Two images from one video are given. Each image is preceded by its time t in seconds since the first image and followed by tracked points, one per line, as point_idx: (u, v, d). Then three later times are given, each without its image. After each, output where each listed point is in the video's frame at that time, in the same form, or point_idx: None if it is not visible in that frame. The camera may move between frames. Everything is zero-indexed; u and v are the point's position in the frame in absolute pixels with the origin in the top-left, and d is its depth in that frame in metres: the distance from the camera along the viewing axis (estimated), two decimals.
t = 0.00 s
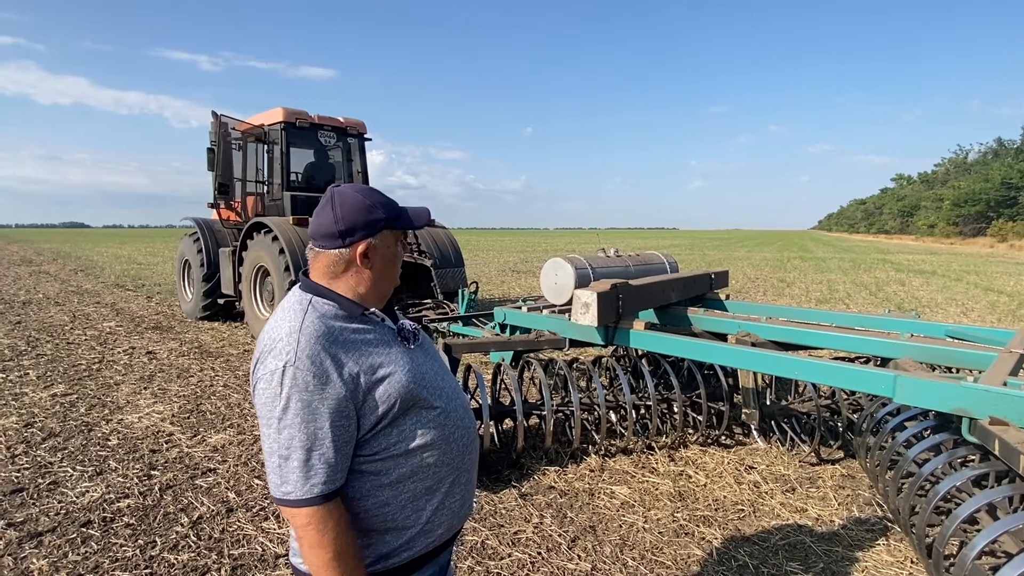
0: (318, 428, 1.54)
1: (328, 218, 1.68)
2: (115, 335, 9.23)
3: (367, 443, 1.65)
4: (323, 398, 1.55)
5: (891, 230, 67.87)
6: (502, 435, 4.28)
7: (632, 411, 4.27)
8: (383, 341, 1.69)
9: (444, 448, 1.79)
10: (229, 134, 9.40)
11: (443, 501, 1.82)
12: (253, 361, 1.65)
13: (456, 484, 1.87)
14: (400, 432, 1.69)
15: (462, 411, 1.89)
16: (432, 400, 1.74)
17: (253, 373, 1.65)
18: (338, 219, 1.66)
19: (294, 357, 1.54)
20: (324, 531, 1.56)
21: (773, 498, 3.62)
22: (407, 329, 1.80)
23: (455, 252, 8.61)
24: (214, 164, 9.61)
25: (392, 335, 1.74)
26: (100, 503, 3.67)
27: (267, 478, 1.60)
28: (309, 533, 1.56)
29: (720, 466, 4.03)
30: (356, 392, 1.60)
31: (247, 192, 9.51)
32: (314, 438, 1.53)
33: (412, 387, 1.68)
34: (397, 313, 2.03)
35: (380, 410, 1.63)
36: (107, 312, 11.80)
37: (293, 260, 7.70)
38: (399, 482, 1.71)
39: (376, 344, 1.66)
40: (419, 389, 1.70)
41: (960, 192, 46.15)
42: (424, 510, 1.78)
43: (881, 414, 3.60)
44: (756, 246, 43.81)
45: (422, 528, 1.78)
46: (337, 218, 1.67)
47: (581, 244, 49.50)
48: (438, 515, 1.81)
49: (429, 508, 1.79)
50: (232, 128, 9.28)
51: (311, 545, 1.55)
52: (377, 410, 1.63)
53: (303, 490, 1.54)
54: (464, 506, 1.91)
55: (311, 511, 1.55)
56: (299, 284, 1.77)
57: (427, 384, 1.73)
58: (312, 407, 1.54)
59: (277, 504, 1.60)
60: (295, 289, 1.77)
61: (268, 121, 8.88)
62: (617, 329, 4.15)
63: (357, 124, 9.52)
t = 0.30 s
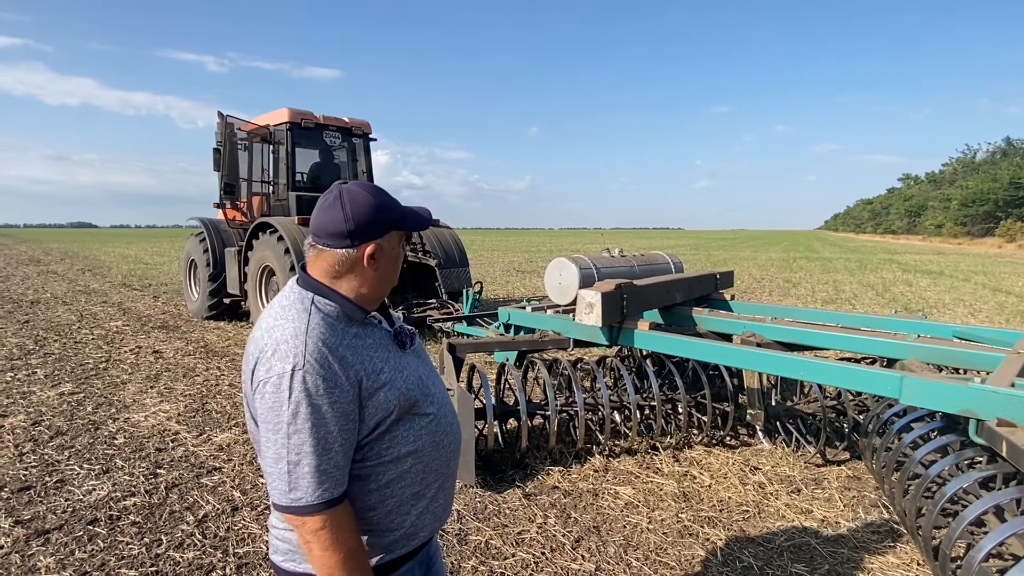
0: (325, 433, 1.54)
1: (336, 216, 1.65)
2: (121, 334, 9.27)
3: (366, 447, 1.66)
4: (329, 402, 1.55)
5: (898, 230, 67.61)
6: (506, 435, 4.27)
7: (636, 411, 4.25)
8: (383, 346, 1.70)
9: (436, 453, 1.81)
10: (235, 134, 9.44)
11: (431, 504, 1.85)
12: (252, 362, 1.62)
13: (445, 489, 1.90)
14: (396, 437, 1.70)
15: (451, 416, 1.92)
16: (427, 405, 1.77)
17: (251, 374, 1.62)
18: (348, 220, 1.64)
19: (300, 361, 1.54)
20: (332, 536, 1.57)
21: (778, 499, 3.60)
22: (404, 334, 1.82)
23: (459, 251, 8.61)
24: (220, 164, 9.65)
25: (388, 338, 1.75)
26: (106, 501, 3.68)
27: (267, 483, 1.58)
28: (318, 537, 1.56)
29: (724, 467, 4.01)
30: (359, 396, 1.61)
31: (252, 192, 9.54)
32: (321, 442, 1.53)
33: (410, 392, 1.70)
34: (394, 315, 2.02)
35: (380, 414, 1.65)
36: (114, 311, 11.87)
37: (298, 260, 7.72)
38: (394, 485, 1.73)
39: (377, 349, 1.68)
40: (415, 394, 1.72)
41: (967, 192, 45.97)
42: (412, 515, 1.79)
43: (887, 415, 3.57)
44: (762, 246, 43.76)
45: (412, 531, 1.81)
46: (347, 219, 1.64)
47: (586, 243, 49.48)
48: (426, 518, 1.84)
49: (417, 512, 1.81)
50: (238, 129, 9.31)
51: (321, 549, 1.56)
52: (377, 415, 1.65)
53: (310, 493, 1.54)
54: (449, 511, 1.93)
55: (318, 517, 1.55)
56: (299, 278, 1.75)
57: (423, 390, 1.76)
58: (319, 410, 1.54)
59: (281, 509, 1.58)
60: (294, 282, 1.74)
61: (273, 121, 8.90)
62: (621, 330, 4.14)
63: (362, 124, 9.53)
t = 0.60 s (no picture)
0: (323, 418, 1.54)
1: (336, 209, 1.64)
2: (129, 333, 9.32)
3: (362, 435, 1.67)
4: (330, 388, 1.55)
5: (906, 230, 67.26)
6: (512, 435, 4.26)
7: (643, 411, 4.23)
8: (379, 336, 1.71)
9: (428, 445, 1.83)
10: (242, 134, 9.47)
11: (423, 494, 1.87)
12: (251, 347, 1.60)
13: (435, 480, 1.91)
14: (391, 425, 1.72)
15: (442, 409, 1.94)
16: (420, 396, 1.78)
17: (249, 359, 1.61)
18: (349, 213, 1.62)
19: (301, 347, 1.53)
20: (327, 519, 1.56)
21: (786, 500, 3.57)
22: (399, 326, 1.83)
23: (466, 251, 8.61)
24: (228, 164, 9.69)
25: (384, 329, 1.77)
26: (114, 499, 3.69)
27: (263, 467, 1.56)
28: (312, 519, 1.55)
29: (731, 468, 3.98)
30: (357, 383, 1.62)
31: (260, 192, 9.57)
32: (319, 427, 1.53)
33: (405, 383, 1.72)
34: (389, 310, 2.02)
35: (376, 403, 1.66)
36: (122, 310, 11.93)
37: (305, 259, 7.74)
38: (387, 473, 1.74)
39: (374, 339, 1.68)
40: (410, 385, 1.74)
41: (977, 192, 45.71)
42: (404, 503, 1.81)
43: (896, 416, 3.54)
44: (770, 246, 43.66)
45: (402, 519, 1.82)
46: (347, 212, 1.63)
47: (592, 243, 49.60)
48: (416, 508, 1.86)
49: (410, 501, 1.83)
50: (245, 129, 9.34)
51: (315, 532, 1.55)
52: (373, 404, 1.65)
53: (309, 478, 1.53)
54: (439, 501, 1.95)
55: (313, 500, 1.54)
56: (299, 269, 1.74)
57: (417, 381, 1.78)
58: (320, 396, 1.53)
59: (275, 492, 1.58)
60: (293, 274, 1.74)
61: (281, 121, 8.92)
62: (628, 329, 4.13)
63: (369, 124, 9.55)
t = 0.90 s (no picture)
0: (339, 387, 1.57)
1: (329, 207, 1.69)
2: (137, 332, 9.36)
3: (368, 408, 1.70)
4: (345, 358, 1.58)
5: (915, 229, 66.86)
6: (518, 434, 4.25)
7: (650, 411, 4.21)
8: (377, 318, 1.77)
9: (420, 421, 1.89)
10: (250, 134, 9.51)
11: (414, 469, 1.91)
12: (263, 325, 1.62)
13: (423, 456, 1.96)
14: (392, 399, 1.76)
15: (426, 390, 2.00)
16: (412, 375, 1.85)
17: (261, 336, 1.62)
18: (342, 207, 1.67)
19: (318, 319, 1.56)
20: (335, 479, 1.57)
21: (794, 501, 3.54)
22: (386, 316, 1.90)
23: (472, 251, 8.60)
24: (235, 164, 9.73)
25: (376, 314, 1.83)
26: (122, 496, 3.70)
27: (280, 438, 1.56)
28: (322, 480, 1.55)
29: (739, 468, 3.95)
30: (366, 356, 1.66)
31: (267, 192, 9.60)
32: (338, 394, 1.55)
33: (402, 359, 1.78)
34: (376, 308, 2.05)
35: (381, 377, 1.70)
36: (131, 309, 11.99)
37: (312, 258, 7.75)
38: (387, 445, 1.77)
39: (373, 319, 1.74)
40: (405, 361, 1.80)
41: (987, 192, 45.41)
42: (402, 473, 1.85)
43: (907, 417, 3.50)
44: (777, 246, 43.51)
45: (397, 490, 1.85)
46: (341, 206, 1.68)
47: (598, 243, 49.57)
48: (409, 480, 1.89)
49: (406, 470, 1.87)
50: (252, 129, 9.36)
51: (324, 494, 1.56)
52: (379, 377, 1.70)
53: (326, 442, 1.54)
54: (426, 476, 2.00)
55: (326, 460, 1.55)
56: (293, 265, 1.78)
57: (408, 360, 1.85)
58: (337, 366, 1.56)
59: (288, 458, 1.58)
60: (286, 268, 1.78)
61: (288, 121, 8.94)
62: (635, 329, 4.10)
63: (375, 124, 9.56)
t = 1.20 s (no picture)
0: (371, 347, 1.76)
1: (323, 200, 1.93)
2: (144, 331, 9.38)
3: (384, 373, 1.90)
4: (369, 324, 1.80)
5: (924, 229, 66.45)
6: (525, 435, 4.22)
7: (657, 412, 4.17)
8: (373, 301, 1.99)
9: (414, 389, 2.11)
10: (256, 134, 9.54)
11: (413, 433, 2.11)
12: (285, 308, 1.78)
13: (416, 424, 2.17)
14: (398, 367, 1.97)
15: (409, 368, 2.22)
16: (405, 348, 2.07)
17: (283, 318, 1.78)
18: (334, 198, 1.93)
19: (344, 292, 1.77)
20: (378, 427, 1.75)
21: (804, 504, 3.51)
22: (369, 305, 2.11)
23: (478, 251, 8.58)
24: (242, 163, 9.75)
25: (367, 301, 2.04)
26: (128, 496, 3.69)
27: (323, 400, 1.71)
28: (368, 427, 1.72)
29: (748, 470, 3.92)
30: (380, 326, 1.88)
31: (273, 192, 9.61)
32: (371, 352, 1.75)
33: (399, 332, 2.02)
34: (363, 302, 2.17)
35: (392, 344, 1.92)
36: (138, 309, 12.01)
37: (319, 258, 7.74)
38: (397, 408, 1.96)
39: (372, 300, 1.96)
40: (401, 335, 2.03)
41: (998, 192, 45.07)
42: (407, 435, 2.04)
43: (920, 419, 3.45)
44: (785, 245, 43.34)
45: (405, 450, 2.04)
46: (331, 197, 1.94)
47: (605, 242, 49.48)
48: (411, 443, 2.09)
49: (409, 434, 2.06)
50: (259, 128, 9.38)
51: (371, 442, 1.73)
52: (391, 344, 1.91)
53: (368, 394, 1.72)
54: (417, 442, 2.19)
55: (372, 411, 1.73)
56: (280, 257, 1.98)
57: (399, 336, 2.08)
58: (365, 330, 1.77)
59: (331, 416, 1.72)
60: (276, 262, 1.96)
61: (294, 121, 8.94)
62: (643, 329, 4.07)
63: (381, 123, 9.56)
